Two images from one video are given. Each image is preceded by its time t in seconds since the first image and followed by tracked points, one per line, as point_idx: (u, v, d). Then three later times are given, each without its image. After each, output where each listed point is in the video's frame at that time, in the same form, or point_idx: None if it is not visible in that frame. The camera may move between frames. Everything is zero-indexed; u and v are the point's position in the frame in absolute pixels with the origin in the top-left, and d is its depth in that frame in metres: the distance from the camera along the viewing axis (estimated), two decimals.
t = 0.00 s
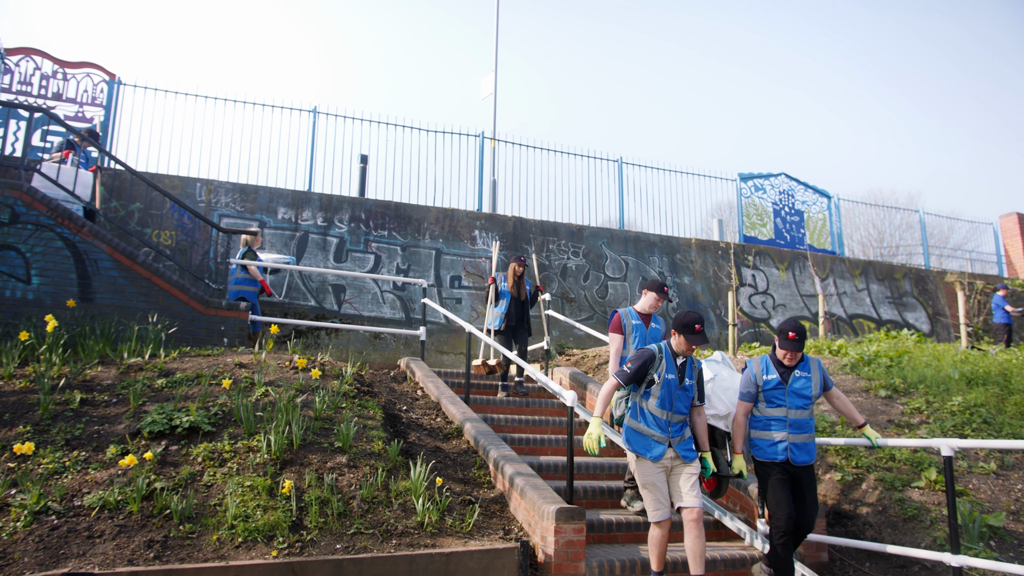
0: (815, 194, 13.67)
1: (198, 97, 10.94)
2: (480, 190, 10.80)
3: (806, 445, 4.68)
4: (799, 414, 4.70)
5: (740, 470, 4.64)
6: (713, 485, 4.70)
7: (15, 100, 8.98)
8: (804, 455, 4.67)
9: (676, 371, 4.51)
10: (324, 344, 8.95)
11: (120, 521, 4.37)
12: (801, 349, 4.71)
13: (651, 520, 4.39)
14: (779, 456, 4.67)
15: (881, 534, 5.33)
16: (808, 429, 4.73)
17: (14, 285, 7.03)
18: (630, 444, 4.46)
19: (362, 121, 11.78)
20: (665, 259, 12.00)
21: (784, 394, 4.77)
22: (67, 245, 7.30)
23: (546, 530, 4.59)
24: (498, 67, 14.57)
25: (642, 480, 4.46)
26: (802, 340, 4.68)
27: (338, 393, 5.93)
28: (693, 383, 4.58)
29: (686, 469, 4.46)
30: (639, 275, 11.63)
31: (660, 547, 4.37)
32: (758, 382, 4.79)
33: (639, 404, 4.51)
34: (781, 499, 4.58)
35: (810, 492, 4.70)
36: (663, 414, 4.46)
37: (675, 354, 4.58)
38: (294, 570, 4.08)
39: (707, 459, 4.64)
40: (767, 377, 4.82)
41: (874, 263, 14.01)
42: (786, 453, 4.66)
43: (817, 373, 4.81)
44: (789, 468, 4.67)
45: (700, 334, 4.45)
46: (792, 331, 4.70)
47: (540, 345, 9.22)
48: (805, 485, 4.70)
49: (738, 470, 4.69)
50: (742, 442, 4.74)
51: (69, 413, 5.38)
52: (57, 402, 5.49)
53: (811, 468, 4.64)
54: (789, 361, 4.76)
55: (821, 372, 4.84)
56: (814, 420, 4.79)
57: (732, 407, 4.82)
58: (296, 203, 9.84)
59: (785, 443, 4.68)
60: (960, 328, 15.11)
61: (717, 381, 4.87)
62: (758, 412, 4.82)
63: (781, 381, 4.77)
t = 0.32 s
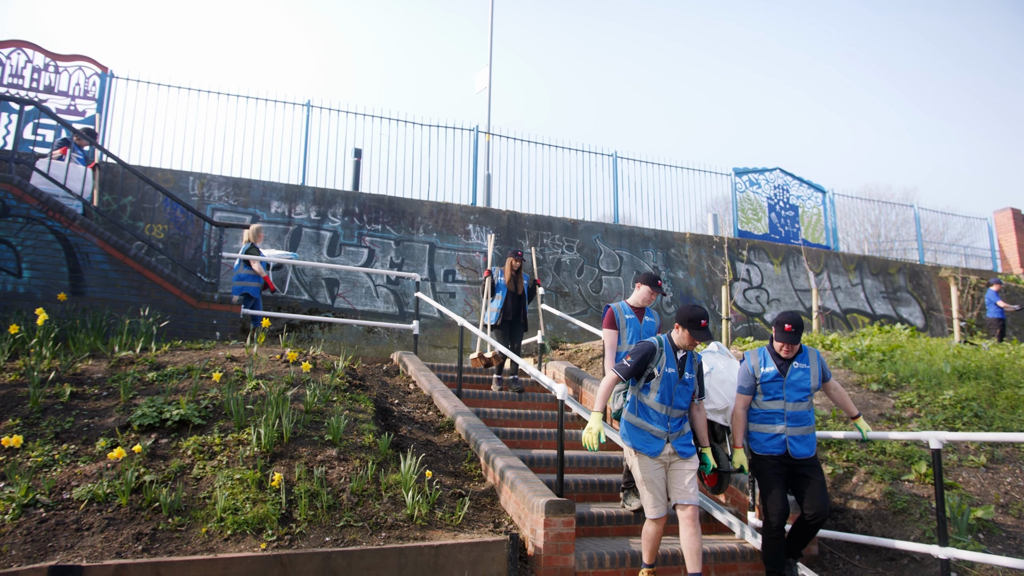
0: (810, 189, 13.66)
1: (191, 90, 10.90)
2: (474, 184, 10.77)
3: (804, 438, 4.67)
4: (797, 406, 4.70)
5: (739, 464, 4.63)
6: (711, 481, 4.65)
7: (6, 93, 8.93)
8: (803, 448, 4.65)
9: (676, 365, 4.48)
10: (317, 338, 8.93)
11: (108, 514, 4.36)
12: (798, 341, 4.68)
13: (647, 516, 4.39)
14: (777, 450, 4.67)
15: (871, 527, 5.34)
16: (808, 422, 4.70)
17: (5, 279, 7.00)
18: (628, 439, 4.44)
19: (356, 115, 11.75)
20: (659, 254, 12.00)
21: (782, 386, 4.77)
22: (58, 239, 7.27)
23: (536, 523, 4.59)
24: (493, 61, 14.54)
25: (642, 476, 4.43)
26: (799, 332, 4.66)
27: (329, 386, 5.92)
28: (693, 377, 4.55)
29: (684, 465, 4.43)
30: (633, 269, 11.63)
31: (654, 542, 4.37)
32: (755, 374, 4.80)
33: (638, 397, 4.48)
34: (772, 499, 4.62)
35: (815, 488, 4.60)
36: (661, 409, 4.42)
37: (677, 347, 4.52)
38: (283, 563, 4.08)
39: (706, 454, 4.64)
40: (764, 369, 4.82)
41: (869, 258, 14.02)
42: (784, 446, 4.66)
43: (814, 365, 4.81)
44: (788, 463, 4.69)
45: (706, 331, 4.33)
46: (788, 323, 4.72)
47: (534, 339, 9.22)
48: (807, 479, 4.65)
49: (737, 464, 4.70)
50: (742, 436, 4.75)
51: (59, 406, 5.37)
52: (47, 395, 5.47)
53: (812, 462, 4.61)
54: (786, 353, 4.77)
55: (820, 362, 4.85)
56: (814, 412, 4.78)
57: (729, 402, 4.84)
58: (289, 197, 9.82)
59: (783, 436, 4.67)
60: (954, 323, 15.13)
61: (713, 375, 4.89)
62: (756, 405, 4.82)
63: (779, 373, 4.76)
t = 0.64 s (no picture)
0: (805, 184, 13.66)
1: (184, 83, 10.85)
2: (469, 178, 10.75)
3: (806, 430, 4.64)
4: (798, 399, 4.68)
5: (738, 459, 4.61)
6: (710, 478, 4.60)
7: None
8: (806, 442, 4.61)
9: (677, 358, 4.43)
10: (311, 332, 8.92)
11: (97, 507, 4.35)
12: (797, 334, 4.66)
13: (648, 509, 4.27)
14: (778, 444, 4.63)
15: (861, 520, 5.35)
16: (809, 414, 4.68)
17: None
18: (627, 430, 4.40)
19: (350, 108, 11.72)
20: (654, 248, 12.00)
21: (782, 379, 4.74)
22: (50, 232, 7.24)
23: (526, 516, 4.60)
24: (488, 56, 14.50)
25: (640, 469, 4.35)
26: (798, 325, 4.63)
27: (320, 379, 5.92)
28: (693, 370, 4.52)
29: (684, 460, 4.44)
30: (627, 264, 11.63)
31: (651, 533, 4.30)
32: (755, 368, 4.77)
33: (637, 389, 4.43)
34: (771, 489, 4.60)
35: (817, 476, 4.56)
36: (661, 402, 4.38)
37: (679, 340, 4.48)
38: (272, 556, 4.08)
39: (704, 450, 4.58)
40: (763, 362, 4.80)
41: (864, 253, 14.03)
42: (785, 440, 4.62)
43: (814, 357, 4.80)
44: (790, 456, 4.64)
45: (711, 325, 4.31)
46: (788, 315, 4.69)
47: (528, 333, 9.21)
48: (808, 467, 4.62)
49: (736, 459, 4.63)
50: (741, 431, 4.69)
51: (49, 400, 5.35)
52: (38, 388, 5.46)
53: (813, 454, 4.58)
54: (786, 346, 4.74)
55: (820, 354, 4.83)
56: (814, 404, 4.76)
57: (727, 396, 4.85)
58: (283, 191, 9.79)
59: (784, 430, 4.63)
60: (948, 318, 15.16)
61: (711, 369, 4.91)
62: (756, 398, 4.79)
63: (779, 366, 4.73)
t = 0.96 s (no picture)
0: (800, 178, 13.66)
1: (177, 75, 10.79)
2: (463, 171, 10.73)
3: (808, 423, 4.48)
4: (799, 391, 4.52)
5: (736, 453, 4.52)
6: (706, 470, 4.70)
7: None
8: (808, 435, 4.46)
9: (677, 350, 4.38)
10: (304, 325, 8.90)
11: (87, 498, 4.34)
12: (798, 325, 4.52)
13: (652, 491, 4.16)
14: (778, 438, 4.48)
15: (852, 512, 5.37)
16: (810, 407, 4.53)
17: None
18: (622, 419, 4.40)
19: (344, 101, 11.68)
20: (648, 242, 12.00)
21: (783, 371, 4.58)
22: (41, 224, 7.21)
23: (516, 508, 4.60)
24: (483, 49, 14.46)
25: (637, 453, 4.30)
26: (798, 317, 4.48)
27: (312, 371, 5.92)
28: (693, 362, 4.47)
29: (679, 452, 4.43)
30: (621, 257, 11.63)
31: (655, 520, 4.15)
32: (755, 360, 4.62)
33: (634, 378, 4.40)
34: (769, 484, 4.49)
35: (815, 474, 4.40)
36: (658, 392, 4.36)
37: (680, 332, 4.43)
38: (262, 547, 4.08)
39: (700, 442, 4.60)
40: (764, 355, 4.64)
41: (858, 247, 14.05)
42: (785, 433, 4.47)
43: (816, 349, 4.63)
44: (791, 451, 4.50)
45: (716, 319, 4.25)
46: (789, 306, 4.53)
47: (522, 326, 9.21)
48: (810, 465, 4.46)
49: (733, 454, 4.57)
50: (739, 425, 4.59)
51: (39, 391, 5.34)
52: (28, 380, 5.45)
53: (815, 448, 4.42)
54: (787, 338, 4.58)
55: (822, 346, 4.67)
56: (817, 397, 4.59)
57: (725, 389, 4.99)
58: (276, 183, 9.77)
59: (785, 422, 4.50)
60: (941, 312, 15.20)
61: (711, 362, 5.04)
62: (757, 391, 4.65)
63: (780, 358, 4.58)
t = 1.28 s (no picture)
0: (796, 171, 13.65)
1: (170, 69, 10.73)
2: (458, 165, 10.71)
3: (810, 420, 4.37)
4: (800, 388, 4.39)
5: (734, 449, 4.44)
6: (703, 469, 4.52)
7: None
8: (809, 431, 4.36)
9: (678, 345, 4.36)
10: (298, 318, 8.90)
11: (78, 490, 4.34)
12: (799, 321, 4.36)
13: (646, 484, 4.14)
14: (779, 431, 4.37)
15: (843, 503, 5.38)
16: (813, 403, 4.40)
17: None
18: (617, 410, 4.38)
19: (339, 94, 11.65)
20: (644, 235, 11.99)
21: (784, 368, 4.44)
22: (34, 217, 7.17)
23: (507, 499, 4.61)
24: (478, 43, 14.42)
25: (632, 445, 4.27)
26: (800, 312, 4.33)
27: (305, 363, 5.92)
28: (692, 358, 4.47)
29: (673, 445, 4.42)
30: (617, 251, 11.63)
31: (661, 518, 4.07)
32: (757, 357, 4.46)
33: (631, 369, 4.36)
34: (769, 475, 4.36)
35: (813, 472, 4.35)
36: (655, 386, 4.34)
37: (681, 327, 4.41)
38: (253, 538, 4.08)
39: (696, 438, 4.54)
40: (766, 352, 4.48)
41: (853, 241, 14.05)
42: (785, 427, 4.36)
43: (820, 344, 4.46)
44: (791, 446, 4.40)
45: (721, 316, 4.23)
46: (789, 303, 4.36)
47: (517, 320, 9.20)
48: (808, 462, 4.39)
49: (731, 451, 4.44)
50: (739, 420, 4.48)
51: (31, 384, 5.33)
52: (19, 372, 5.44)
53: (816, 445, 4.33)
54: (789, 334, 4.42)
55: (827, 339, 4.50)
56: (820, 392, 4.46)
57: (724, 385, 4.99)
58: (271, 176, 9.75)
59: (785, 418, 4.39)
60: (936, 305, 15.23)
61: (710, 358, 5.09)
62: (757, 387, 4.53)
63: (781, 355, 4.43)
